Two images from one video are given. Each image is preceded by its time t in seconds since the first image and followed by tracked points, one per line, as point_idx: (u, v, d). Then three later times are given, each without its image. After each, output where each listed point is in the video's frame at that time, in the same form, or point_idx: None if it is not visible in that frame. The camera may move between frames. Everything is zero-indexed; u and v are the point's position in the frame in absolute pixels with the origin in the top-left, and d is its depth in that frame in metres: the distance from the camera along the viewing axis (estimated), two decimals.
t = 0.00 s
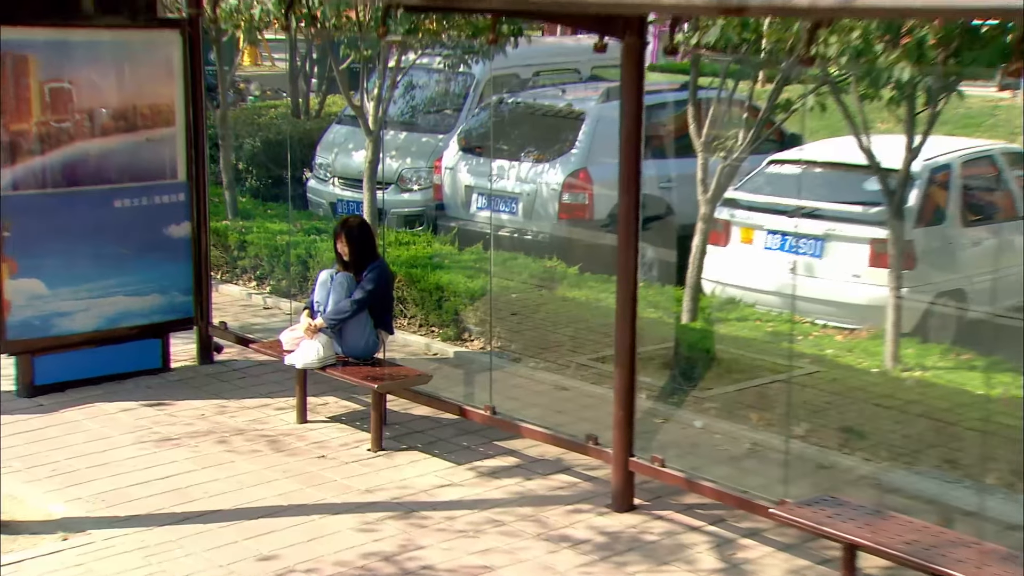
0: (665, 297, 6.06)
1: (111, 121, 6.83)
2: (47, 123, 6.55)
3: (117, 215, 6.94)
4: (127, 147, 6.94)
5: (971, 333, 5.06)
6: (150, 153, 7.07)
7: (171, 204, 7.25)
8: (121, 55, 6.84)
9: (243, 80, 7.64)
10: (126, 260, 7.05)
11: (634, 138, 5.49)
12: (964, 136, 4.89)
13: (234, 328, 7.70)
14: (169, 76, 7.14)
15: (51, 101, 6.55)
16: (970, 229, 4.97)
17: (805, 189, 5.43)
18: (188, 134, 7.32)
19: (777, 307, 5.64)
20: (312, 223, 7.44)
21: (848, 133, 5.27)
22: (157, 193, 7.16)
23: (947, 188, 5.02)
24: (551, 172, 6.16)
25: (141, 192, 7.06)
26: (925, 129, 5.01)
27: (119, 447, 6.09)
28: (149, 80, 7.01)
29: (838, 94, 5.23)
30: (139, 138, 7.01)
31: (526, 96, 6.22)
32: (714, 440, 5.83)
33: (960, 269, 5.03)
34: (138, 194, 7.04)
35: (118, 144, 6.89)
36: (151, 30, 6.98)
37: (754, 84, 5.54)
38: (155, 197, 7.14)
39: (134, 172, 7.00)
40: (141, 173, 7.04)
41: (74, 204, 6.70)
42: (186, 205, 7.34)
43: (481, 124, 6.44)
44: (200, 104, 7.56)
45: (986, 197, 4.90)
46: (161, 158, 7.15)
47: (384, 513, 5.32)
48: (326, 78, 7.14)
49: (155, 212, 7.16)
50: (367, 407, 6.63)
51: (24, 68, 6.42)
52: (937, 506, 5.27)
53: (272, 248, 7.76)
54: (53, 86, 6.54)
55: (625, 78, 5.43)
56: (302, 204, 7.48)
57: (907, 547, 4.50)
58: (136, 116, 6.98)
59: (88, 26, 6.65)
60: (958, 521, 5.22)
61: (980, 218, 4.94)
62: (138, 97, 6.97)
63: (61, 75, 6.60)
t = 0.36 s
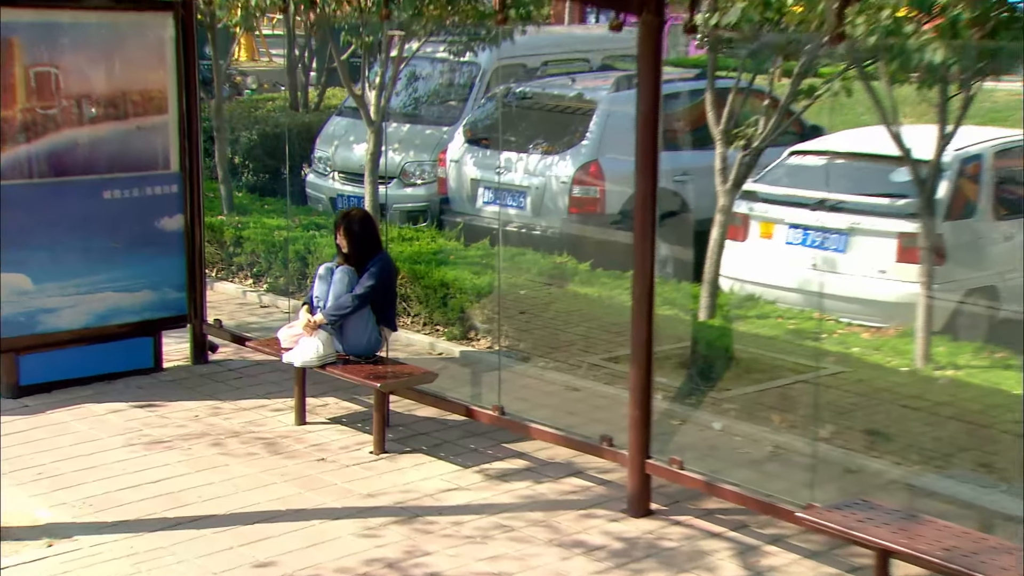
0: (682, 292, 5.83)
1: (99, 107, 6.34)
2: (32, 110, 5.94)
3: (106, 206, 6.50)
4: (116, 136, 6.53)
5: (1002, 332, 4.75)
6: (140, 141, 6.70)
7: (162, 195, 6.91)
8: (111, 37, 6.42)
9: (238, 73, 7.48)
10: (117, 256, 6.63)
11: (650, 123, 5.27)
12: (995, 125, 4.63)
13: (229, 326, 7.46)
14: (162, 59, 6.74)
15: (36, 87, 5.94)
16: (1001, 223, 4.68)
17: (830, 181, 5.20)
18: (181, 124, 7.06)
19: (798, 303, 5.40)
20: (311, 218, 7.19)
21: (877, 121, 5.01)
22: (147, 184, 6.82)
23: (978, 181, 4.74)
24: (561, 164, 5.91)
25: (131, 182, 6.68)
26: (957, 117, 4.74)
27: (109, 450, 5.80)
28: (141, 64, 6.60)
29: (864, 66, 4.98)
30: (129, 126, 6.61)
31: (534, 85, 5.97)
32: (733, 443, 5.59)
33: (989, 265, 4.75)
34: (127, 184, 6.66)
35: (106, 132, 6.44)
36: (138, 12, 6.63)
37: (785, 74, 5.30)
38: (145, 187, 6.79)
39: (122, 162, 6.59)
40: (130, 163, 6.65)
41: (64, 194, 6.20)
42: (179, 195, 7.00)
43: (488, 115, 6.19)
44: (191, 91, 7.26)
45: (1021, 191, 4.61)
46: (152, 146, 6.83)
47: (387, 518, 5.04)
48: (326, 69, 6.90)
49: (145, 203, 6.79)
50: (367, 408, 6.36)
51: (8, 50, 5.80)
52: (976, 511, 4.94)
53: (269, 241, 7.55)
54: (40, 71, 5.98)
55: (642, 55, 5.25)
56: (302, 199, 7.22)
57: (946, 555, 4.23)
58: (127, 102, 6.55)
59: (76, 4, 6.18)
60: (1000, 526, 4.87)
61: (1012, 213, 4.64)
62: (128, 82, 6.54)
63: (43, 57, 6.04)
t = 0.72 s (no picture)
0: (705, 292, 5.59)
1: (95, 96, 6.30)
2: (26, 100, 5.97)
3: (103, 199, 6.47)
4: (114, 126, 6.45)
5: None
6: (139, 134, 6.59)
7: (162, 189, 6.79)
8: (111, 26, 6.37)
9: (241, 68, 7.32)
10: (115, 253, 6.57)
11: (671, 109, 5.07)
12: None
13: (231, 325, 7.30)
14: (161, 48, 6.66)
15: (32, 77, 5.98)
16: None
17: (856, 174, 5.00)
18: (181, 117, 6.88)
19: (822, 302, 5.20)
20: (316, 216, 7.00)
21: (911, 115, 4.82)
22: (145, 178, 6.70)
23: (1011, 174, 4.57)
24: (574, 159, 5.71)
25: (129, 176, 6.60)
26: (991, 113, 4.57)
27: (105, 454, 5.59)
28: (141, 54, 6.54)
29: (894, 51, 4.81)
30: (127, 117, 6.52)
31: (548, 77, 5.77)
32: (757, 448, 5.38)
33: None
34: (125, 177, 6.58)
35: (103, 124, 6.38)
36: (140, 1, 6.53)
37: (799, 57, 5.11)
38: (144, 181, 6.69)
39: (120, 154, 6.52)
40: (129, 156, 6.57)
41: (60, 189, 6.23)
42: (179, 189, 6.88)
43: (498, 110, 5.99)
44: (192, 85, 7.06)
45: None
46: (153, 140, 6.70)
47: (395, 524, 4.82)
48: (331, 63, 6.70)
49: (144, 197, 6.69)
50: (374, 410, 6.15)
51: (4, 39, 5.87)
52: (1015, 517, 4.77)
53: (271, 239, 7.38)
54: (36, 59, 6.02)
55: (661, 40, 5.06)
56: (307, 198, 7.03)
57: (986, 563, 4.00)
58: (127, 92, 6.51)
59: None
60: None
61: None
62: (127, 72, 6.48)
63: (41, 47, 6.06)
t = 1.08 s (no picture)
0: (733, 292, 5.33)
1: (96, 88, 6.27)
2: (24, 90, 6.02)
3: (105, 193, 6.41)
4: (116, 119, 6.37)
5: None
6: (142, 126, 6.50)
7: (166, 184, 6.70)
8: (112, 15, 6.31)
9: (251, 65, 7.06)
10: (114, 249, 6.51)
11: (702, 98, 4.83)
12: None
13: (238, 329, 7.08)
14: (166, 39, 6.57)
15: (30, 66, 6.02)
16: None
17: (896, 169, 4.74)
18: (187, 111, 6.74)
19: (860, 304, 4.93)
20: (328, 216, 6.77)
21: (960, 106, 4.55)
22: (149, 173, 6.62)
23: None
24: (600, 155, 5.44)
25: (131, 171, 6.52)
26: None
27: (105, 460, 5.33)
28: (143, 43, 6.46)
29: (941, 36, 4.56)
30: (129, 109, 6.43)
31: (571, 70, 5.53)
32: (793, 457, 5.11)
33: None
34: (129, 174, 6.51)
35: (104, 116, 6.32)
36: None
37: (836, 42, 4.84)
38: (147, 176, 6.61)
39: (123, 147, 6.43)
40: (132, 149, 6.49)
41: (58, 184, 6.20)
42: (184, 185, 6.79)
43: (517, 105, 5.74)
44: (199, 83, 6.82)
45: None
46: (156, 131, 6.58)
47: (409, 534, 4.54)
48: (345, 59, 6.46)
49: (147, 192, 6.62)
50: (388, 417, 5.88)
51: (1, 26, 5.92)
52: None
53: (280, 240, 7.13)
54: (36, 48, 6.04)
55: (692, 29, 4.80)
56: (319, 198, 6.78)
57: None
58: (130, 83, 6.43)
59: None
60: None
61: None
62: (129, 62, 6.41)
63: (42, 35, 6.07)
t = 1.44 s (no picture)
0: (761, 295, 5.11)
1: (98, 81, 6.11)
2: (24, 83, 5.84)
3: (107, 189, 6.26)
4: (119, 113, 6.21)
5: None
6: (146, 121, 6.34)
7: (171, 181, 6.54)
8: (114, 6, 6.15)
9: (261, 64, 6.87)
10: (117, 249, 6.35)
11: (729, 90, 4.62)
12: None
13: (246, 332, 6.93)
14: (171, 27, 6.42)
15: (30, 57, 5.85)
16: None
17: (931, 165, 4.53)
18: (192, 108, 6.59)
19: (894, 307, 4.72)
20: (339, 217, 6.61)
21: (1000, 103, 4.35)
22: (153, 170, 6.45)
23: None
24: (620, 154, 5.25)
25: (134, 167, 6.36)
26: None
27: (106, 468, 5.13)
28: (147, 33, 6.30)
29: (979, 25, 4.37)
30: (133, 103, 6.28)
31: (590, 66, 5.34)
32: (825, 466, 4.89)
33: None
34: (132, 171, 6.35)
35: (107, 112, 6.16)
36: None
37: (868, 35, 4.64)
38: (151, 172, 6.45)
39: (126, 142, 6.28)
40: (135, 145, 6.33)
41: (59, 181, 6.04)
42: (189, 182, 6.63)
43: (535, 102, 5.55)
44: (205, 81, 6.68)
45: None
46: (161, 126, 6.44)
47: (423, 544, 4.33)
48: (357, 57, 6.30)
49: (151, 190, 6.46)
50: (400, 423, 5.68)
51: None
52: None
53: (289, 241, 6.97)
54: (36, 38, 5.87)
55: (719, 18, 4.57)
56: (330, 198, 6.62)
57: None
58: (133, 75, 6.26)
59: None
60: None
61: None
62: (133, 54, 6.25)
63: (43, 24, 5.90)
